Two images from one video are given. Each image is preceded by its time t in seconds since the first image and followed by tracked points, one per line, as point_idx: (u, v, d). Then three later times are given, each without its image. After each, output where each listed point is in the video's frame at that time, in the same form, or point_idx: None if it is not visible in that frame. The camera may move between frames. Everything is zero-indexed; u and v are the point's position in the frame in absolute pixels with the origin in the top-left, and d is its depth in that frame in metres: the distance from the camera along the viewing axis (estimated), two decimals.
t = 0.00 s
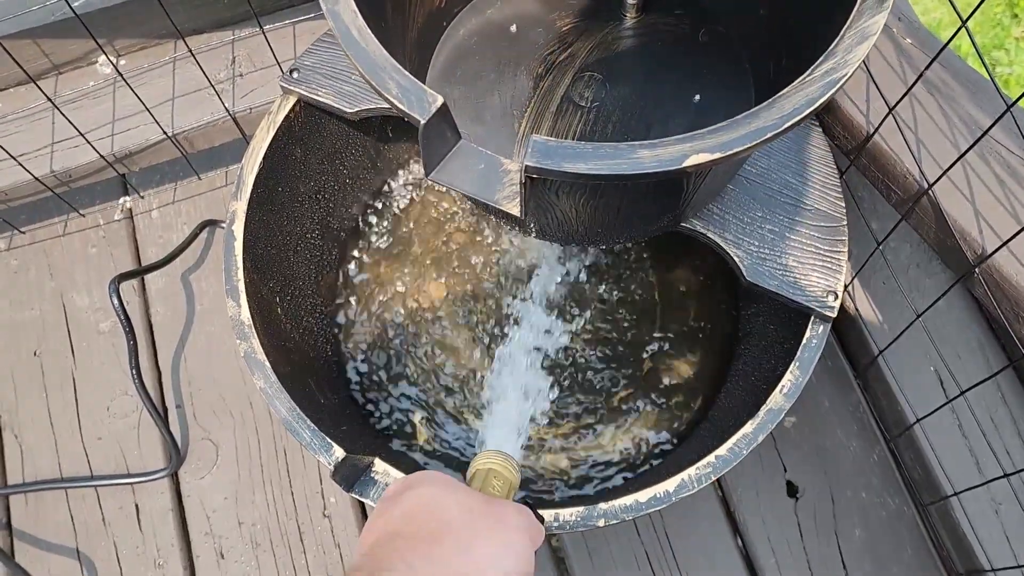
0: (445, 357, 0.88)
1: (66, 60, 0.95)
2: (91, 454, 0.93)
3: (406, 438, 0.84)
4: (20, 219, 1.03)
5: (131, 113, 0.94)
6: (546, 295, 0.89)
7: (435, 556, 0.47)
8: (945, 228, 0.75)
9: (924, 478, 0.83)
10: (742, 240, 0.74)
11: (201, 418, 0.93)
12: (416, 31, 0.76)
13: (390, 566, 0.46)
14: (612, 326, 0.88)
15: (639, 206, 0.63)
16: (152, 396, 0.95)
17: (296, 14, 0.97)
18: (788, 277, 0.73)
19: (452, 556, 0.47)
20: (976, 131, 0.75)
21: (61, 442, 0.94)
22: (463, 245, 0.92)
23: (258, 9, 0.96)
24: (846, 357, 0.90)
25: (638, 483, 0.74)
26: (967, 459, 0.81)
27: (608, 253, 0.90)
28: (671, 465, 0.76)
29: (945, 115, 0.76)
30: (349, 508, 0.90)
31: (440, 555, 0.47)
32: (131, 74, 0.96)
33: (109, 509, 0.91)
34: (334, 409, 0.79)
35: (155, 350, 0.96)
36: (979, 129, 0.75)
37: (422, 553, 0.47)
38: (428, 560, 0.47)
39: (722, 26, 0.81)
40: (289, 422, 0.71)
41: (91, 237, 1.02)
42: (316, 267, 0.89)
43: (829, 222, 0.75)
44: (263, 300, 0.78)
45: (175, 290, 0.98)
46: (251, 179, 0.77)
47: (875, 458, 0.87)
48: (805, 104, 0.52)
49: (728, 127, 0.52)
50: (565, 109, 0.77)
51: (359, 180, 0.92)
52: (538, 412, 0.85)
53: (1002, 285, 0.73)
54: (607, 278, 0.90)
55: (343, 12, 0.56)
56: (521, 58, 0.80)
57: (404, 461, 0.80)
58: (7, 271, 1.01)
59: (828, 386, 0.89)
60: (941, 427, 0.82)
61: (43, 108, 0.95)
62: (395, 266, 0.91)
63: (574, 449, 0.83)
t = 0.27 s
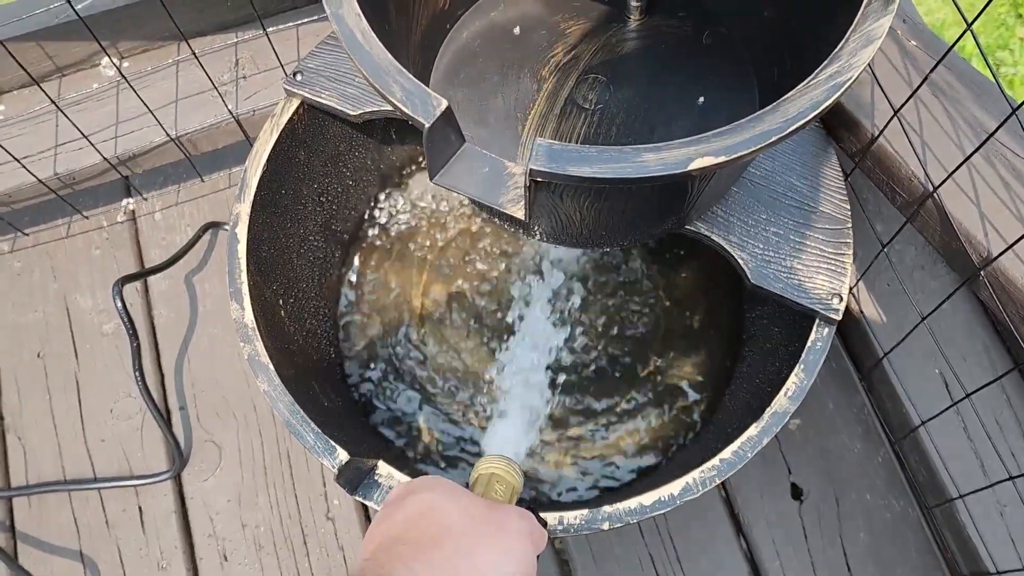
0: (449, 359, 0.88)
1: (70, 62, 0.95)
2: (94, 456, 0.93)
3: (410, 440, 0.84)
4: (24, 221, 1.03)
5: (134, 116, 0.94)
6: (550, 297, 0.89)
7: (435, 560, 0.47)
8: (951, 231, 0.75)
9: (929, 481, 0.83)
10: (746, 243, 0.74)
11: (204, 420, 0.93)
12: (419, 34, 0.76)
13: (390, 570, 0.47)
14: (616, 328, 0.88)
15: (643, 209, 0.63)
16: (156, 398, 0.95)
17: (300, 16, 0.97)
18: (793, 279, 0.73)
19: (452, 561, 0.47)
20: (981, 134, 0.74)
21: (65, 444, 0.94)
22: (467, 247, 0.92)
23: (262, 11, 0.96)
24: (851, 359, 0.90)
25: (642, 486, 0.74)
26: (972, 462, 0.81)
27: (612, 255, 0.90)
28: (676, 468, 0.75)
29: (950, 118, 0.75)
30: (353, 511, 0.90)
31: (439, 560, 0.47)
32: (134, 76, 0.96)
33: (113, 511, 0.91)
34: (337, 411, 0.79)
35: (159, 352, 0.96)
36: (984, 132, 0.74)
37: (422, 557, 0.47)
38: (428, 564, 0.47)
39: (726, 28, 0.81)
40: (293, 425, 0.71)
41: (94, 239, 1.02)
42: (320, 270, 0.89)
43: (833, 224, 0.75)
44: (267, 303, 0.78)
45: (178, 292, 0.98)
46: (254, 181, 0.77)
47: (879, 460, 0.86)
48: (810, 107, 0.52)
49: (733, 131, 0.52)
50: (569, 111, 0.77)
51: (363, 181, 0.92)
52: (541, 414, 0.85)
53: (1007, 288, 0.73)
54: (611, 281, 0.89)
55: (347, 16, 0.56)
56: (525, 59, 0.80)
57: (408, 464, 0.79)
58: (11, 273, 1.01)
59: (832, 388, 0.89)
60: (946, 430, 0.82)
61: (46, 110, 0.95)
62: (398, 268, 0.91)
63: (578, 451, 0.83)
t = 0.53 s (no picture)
0: (451, 363, 0.88)
1: (75, 68, 0.96)
2: (99, 460, 0.94)
3: (412, 444, 0.85)
4: (29, 225, 1.04)
5: (139, 121, 0.95)
6: (552, 301, 0.90)
7: (435, 565, 0.47)
8: (950, 237, 0.76)
9: (929, 485, 0.83)
10: (747, 248, 0.75)
11: (208, 424, 0.94)
12: (421, 41, 0.76)
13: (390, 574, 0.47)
14: (617, 333, 0.88)
15: (644, 215, 0.64)
16: (160, 401, 0.95)
17: (303, 21, 0.97)
18: (793, 284, 0.73)
19: (451, 565, 0.47)
20: (981, 140, 0.75)
21: (70, 448, 0.94)
22: (469, 251, 0.92)
23: (265, 17, 0.97)
24: (851, 363, 0.90)
25: (643, 490, 0.74)
26: (971, 466, 0.81)
27: (613, 259, 0.90)
28: (677, 472, 0.76)
29: (949, 125, 0.76)
30: (356, 514, 0.90)
31: (439, 564, 0.47)
32: (139, 82, 0.96)
33: (117, 514, 0.92)
34: (340, 416, 0.80)
35: (162, 356, 0.97)
36: (984, 138, 0.75)
37: (421, 563, 0.47)
38: (428, 569, 0.47)
39: (727, 34, 0.81)
40: (297, 430, 0.71)
41: (99, 244, 1.02)
42: (323, 274, 0.89)
43: (833, 230, 0.75)
44: (270, 308, 0.78)
45: (182, 296, 0.99)
46: (258, 187, 0.77)
47: (880, 464, 0.87)
48: (809, 115, 0.52)
49: (732, 139, 0.52)
50: (570, 117, 0.77)
51: (366, 186, 0.92)
52: (543, 418, 0.86)
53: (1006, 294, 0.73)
54: (612, 286, 0.90)
55: (351, 25, 0.57)
56: (528, 65, 0.80)
57: (411, 468, 0.80)
58: (16, 277, 1.01)
59: (833, 392, 0.89)
60: (946, 434, 0.82)
61: (51, 116, 0.95)
62: (401, 272, 0.92)
63: (580, 455, 0.84)
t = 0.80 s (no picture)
0: (455, 367, 0.89)
1: (81, 73, 0.96)
2: (104, 463, 0.94)
3: (416, 447, 0.85)
4: (34, 229, 1.04)
5: (144, 126, 0.95)
6: (556, 305, 0.90)
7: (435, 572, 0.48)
8: (954, 241, 0.76)
9: (933, 489, 0.83)
10: (751, 252, 0.75)
11: (213, 427, 0.94)
12: (426, 46, 0.77)
13: None
14: (621, 337, 0.88)
15: (648, 220, 0.64)
16: (165, 405, 0.96)
17: (307, 26, 0.98)
18: (797, 288, 0.73)
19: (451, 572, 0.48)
20: (984, 145, 0.75)
21: (75, 451, 0.95)
22: (473, 255, 0.92)
23: (270, 22, 0.97)
24: (855, 366, 0.90)
25: (647, 493, 0.74)
26: (975, 470, 0.81)
27: (616, 263, 0.91)
28: (681, 476, 0.76)
29: (952, 129, 0.76)
30: (360, 518, 0.91)
31: (439, 571, 0.48)
32: (144, 87, 0.97)
33: (122, 517, 0.92)
34: (345, 419, 0.80)
35: (168, 360, 0.97)
36: (987, 143, 0.75)
37: (421, 569, 0.48)
38: None
39: (730, 38, 0.81)
40: (303, 434, 0.71)
41: (104, 248, 1.03)
42: (328, 278, 0.89)
43: (837, 234, 0.75)
44: (275, 311, 0.79)
45: (187, 299, 0.99)
46: (263, 191, 0.78)
47: (884, 468, 0.87)
48: (812, 121, 0.52)
49: (736, 144, 0.52)
50: (574, 122, 0.78)
51: (370, 190, 0.93)
52: (547, 422, 0.86)
53: (1009, 297, 0.74)
54: (616, 289, 0.90)
55: (356, 31, 0.57)
56: (531, 70, 0.80)
57: (415, 471, 0.80)
58: (22, 281, 1.02)
59: (836, 396, 0.90)
60: (950, 438, 0.82)
61: (57, 121, 0.96)
62: (405, 276, 0.92)
63: (583, 458, 0.84)
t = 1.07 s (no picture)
0: (463, 368, 0.89)
1: (91, 76, 0.97)
2: (113, 464, 0.94)
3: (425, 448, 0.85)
4: (43, 232, 1.04)
5: (153, 129, 0.96)
6: (564, 307, 0.90)
7: None
8: (961, 243, 0.76)
9: (940, 489, 0.83)
10: (759, 254, 0.75)
11: (221, 428, 0.95)
12: (435, 50, 0.77)
13: None
14: (628, 338, 0.89)
15: (657, 222, 0.64)
16: (174, 406, 0.96)
17: (316, 30, 0.98)
18: (804, 290, 0.74)
19: None
20: (991, 147, 0.76)
21: (84, 452, 0.95)
22: (480, 257, 0.93)
23: (278, 25, 0.98)
24: (862, 367, 0.91)
25: (655, 494, 0.75)
26: (983, 471, 0.81)
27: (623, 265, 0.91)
28: (689, 476, 0.76)
29: (959, 130, 0.77)
30: (368, 519, 0.91)
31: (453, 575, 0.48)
32: (153, 90, 0.97)
33: (131, 518, 0.92)
34: (354, 420, 0.81)
35: (176, 362, 0.98)
36: (994, 145, 0.76)
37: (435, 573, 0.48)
38: None
39: (737, 41, 0.82)
40: (313, 435, 0.72)
41: (113, 250, 1.03)
42: (336, 280, 0.90)
43: (845, 236, 0.76)
44: (285, 313, 0.79)
45: (195, 301, 1.00)
46: (273, 194, 0.78)
47: (890, 469, 0.87)
48: (822, 123, 0.53)
49: (746, 146, 0.53)
50: (582, 125, 0.78)
51: (378, 193, 0.93)
52: (555, 424, 0.86)
53: (1017, 298, 0.74)
54: (623, 291, 0.90)
55: (369, 35, 0.57)
56: (540, 73, 0.81)
57: (424, 472, 0.80)
58: (31, 283, 1.02)
59: (843, 397, 0.90)
60: (957, 439, 0.82)
61: (67, 124, 0.96)
62: (413, 278, 0.92)
63: (591, 459, 0.84)
